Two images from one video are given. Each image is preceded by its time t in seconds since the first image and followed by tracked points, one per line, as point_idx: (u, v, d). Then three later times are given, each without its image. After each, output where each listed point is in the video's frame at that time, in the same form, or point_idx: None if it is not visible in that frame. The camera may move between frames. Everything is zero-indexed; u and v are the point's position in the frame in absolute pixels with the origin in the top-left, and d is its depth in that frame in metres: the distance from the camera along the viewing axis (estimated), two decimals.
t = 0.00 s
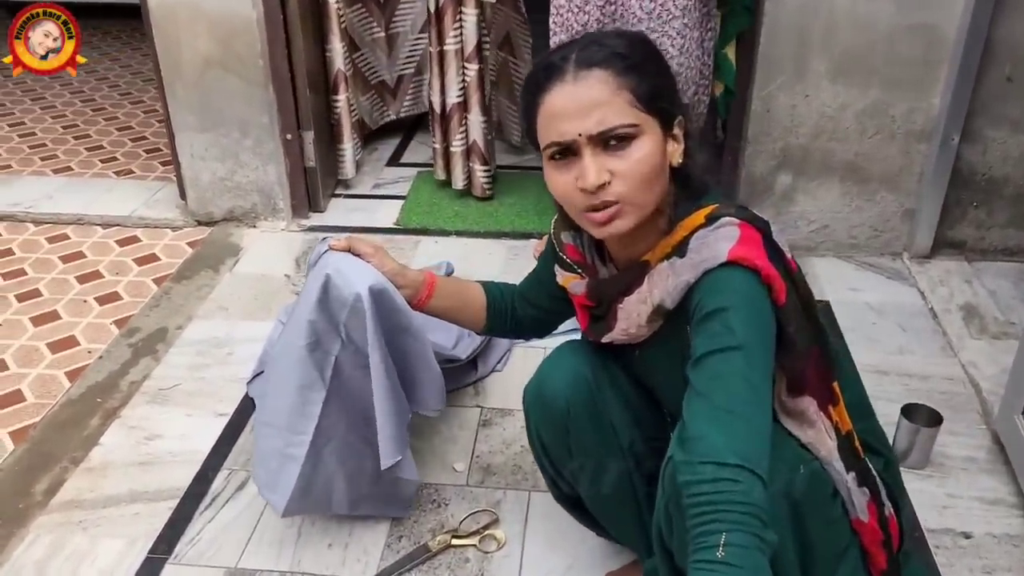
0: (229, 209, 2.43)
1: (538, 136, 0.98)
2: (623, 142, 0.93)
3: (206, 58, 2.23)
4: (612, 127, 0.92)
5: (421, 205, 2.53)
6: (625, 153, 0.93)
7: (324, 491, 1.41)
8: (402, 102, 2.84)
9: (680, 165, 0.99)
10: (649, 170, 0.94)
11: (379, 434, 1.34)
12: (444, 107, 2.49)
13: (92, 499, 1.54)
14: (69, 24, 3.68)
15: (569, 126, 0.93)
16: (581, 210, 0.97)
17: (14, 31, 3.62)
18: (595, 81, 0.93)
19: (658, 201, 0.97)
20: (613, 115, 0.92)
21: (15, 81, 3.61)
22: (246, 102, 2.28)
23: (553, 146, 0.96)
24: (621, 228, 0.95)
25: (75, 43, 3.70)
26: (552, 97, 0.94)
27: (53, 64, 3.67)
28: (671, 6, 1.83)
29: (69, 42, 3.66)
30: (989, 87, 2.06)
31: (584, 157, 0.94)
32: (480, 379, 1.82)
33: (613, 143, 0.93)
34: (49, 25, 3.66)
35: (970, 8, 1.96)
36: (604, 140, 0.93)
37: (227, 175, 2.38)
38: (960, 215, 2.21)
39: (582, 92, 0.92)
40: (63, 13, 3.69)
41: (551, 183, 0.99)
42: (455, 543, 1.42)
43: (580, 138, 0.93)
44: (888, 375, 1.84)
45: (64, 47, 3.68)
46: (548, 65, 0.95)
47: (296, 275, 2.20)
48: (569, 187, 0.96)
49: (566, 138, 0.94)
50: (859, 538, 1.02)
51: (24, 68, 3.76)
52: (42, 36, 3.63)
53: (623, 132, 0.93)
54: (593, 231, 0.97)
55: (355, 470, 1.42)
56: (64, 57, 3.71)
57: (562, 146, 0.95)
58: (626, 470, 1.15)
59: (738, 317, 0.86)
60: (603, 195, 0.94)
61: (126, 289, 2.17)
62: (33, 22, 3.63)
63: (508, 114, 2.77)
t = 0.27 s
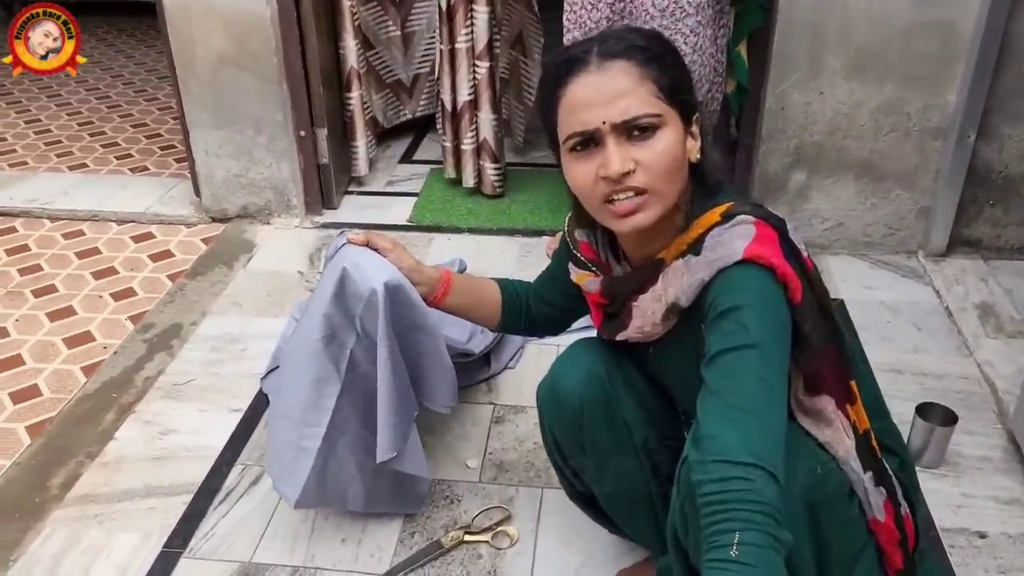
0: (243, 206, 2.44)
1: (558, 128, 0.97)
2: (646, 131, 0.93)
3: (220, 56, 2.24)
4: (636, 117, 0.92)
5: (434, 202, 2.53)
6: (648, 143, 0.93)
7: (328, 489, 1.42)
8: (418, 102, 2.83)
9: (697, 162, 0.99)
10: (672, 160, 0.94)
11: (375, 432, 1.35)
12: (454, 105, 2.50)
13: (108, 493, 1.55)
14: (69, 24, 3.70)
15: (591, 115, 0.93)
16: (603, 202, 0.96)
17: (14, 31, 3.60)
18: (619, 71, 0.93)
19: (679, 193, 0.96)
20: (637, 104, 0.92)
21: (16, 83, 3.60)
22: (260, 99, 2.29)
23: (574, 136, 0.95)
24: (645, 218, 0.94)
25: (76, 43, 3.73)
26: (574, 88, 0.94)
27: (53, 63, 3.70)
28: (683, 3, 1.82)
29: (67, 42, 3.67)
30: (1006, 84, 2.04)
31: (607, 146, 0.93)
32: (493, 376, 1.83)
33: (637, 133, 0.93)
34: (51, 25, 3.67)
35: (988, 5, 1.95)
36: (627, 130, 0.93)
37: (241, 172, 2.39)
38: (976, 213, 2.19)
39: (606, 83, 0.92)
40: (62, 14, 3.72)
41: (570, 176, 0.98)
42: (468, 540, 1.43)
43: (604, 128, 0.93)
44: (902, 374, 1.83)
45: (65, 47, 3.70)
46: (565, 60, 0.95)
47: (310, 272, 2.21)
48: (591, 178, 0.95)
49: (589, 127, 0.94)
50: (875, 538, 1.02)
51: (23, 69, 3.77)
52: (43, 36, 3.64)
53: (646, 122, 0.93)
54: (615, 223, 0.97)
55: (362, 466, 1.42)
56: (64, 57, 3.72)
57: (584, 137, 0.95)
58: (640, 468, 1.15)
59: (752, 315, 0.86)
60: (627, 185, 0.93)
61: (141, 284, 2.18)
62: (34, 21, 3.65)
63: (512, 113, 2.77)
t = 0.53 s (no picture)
0: (255, 201, 2.45)
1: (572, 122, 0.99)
2: (651, 132, 0.93)
3: (232, 51, 2.25)
4: (641, 119, 0.92)
5: (445, 197, 2.54)
6: (652, 143, 0.93)
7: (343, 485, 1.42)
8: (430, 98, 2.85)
9: (712, 159, 0.99)
10: (677, 161, 0.94)
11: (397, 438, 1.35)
12: (462, 101, 2.50)
13: (125, 486, 1.57)
14: (69, 24, 3.67)
15: (598, 113, 0.94)
16: (610, 199, 0.97)
17: (13, 31, 3.56)
18: (628, 69, 0.93)
19: (688, 191, 0.96)
20: (642, 104, 0.92)
21: (15, 83, 3.56)
22: (271, 95, 2.29)
23: (584, 133, 0.96)
24: (649, 218, 0.95)
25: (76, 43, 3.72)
26: (584, 84, 0.95)
27: (54, 65, 3.65)
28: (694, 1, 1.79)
29: (71, 41, 3.64)
30: (1019, 78, 2.03)
31: (612, 146, 0.94)
32: (506, 371, 1.83)
33: (642, 134, 0.93)
34: (52, 26, 3.63)
35: None
36: (632, 130, 0.93)
37: (253, 167, 2.40)
38: (988, 209, 2.19)
39: (613, 82, 0.93)
40: (63, 13, 3.68)
41: (582, 171, 0.99)
42: (481, 533, 1.43)
43: (609, 129, 0.94)
44: (915, 369, 1.82)
45: (64, 47, 3.65)
46: (584, 54, 0.95)
47: (322, 267, 2.22)
48: (596, 174, 0.97)
49: (595, 125, 0.95)
50: (890, 534, 1.02)
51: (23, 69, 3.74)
52: (42, 36, 3.60)
53: (651, 123, 0.93)
54: (621, 220, 0.98)
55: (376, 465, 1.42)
56: (64, 57, 3.68)
57: (592, 134, 0.96)
58: (655, 463, 1.15)
59: (772, 312, 0.86)
60: (631, 185, 0.94)
61: (154, 279, 2.19)
62: (33, 20, 3.62)
63: (520, 110, 2.71)
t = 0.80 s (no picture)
0: (262, 198, 2.46)
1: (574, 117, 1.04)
2: (602, 146, 0.96)
3: (239, 48, 2.25)
4: (591, 133, 0.95)
5: (451, 194, 2.55)
6: (604, 156, 0.96)
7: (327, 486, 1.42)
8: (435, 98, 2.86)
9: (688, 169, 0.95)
10: (627, 174, 0.96)
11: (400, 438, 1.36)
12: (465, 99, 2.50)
13: (136, 481, 1.58)
14: (69, 24, 3.74)
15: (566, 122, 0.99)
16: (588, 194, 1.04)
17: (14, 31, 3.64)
18: (581, 86, 0.96)
19: (650, 200, 0.98)
20: (588, 120, 0.95)
21: (11, 85, 3.52)
22: (279, 93, 2.30)
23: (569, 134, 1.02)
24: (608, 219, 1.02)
25: (75, 44, 3.72)
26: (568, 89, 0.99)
27: (54, 64, 3.67)
28: None
29: (70, 41, 3.68)
30: None
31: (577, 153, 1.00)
32: (513, 368, 1.84)
33: (596, 147, 0.96)
34: (50, 25, 3.71)
35: None
36: (589, 142, 0.97)
37: (260, 164, 2.41)
38: (994, 205, 2.19)
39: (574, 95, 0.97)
40: (62, 15, 3.76)
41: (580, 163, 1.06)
42: (490, 529, 1.44)
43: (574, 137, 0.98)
44: (921, 366, 1.83)
45: (65, 46, 3.70)
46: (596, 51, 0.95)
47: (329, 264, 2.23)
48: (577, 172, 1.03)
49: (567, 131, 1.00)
50: (898, 531, 1.03)
51: (23, 69, 3.70)
52: (43, 36, 3.68)
53: (599, 138, 0.95)
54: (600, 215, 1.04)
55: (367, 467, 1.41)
56: (64, 57, 3.71)
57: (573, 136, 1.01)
58: (663, 459, 1.16)
59: (783, 310, 0.87)
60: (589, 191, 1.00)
61: (162, 276, 2.20)
62: (34, 21, 3.69)
63: (525, 110, 2.71)
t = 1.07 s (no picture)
0: (266, 194, 2.47)
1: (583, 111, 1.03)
2: (632, 133, 0.95)
3: (243, 45, 2.26)
4: (621, 119, 0.94)
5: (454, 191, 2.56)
6: (634, 143, 0.95)
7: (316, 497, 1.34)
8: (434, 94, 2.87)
9: (712, 160, 0.97)
10: (657, 162, 0.95)
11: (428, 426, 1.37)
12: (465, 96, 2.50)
13: (141, 475, 1.59)
14: (69, 24, 3.75)
15: (588, 112, 0.98)
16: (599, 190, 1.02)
17: (14, 31, 3.66)
18: (613, 71, 0.95)
19: (672, 191, 0.98)
20: (621, 106, 0.94)
21: (13, 83, 3.52)
22: (283, 90, 2.31)
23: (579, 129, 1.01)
24: (628, 212, 1.00)
25: (74, 44, 3.71)
26: (582, 83, 0.98)
27: (54, 62, 3.67)
28: None
29: (71, 41, 3.69)
30: None
31: (597, 143, 0.98)
32: (515, 364, 1.85)
33: (624, 134, 0.95)
34: (50, 24, 3.75)
35: None
36: (616, 129, 0.96)
37: (264, 161, 2.42)
38: (995, 203, 2.20)
39: (600, 81, 0.96)
40: (62, 14, 3.78)
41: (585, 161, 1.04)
42: (492, 523, 1.46)
43: (595, 127, 0.97)
44: (921, 362, 1.84)
45: (65, 46, 3.68)
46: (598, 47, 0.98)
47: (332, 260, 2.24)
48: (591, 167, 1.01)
49: (586, 122, 0.99)
50: (893, 527, 1.04)
51: (24, 68, 3.68)
52: (43, 36, 3.69)
53: (631, 124, 0.94)
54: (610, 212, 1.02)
55: (361, 475, 1.38)
56: (64, 57, 3.68)
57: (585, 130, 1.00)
58: (664, 453, 1.18)
59: (782, 308, 0.88)
60: (611, 181, 0.98)
61: (166, 272, 2.22)
62: (34, 20, 3.72)
63: (527, 108, 2.72)
